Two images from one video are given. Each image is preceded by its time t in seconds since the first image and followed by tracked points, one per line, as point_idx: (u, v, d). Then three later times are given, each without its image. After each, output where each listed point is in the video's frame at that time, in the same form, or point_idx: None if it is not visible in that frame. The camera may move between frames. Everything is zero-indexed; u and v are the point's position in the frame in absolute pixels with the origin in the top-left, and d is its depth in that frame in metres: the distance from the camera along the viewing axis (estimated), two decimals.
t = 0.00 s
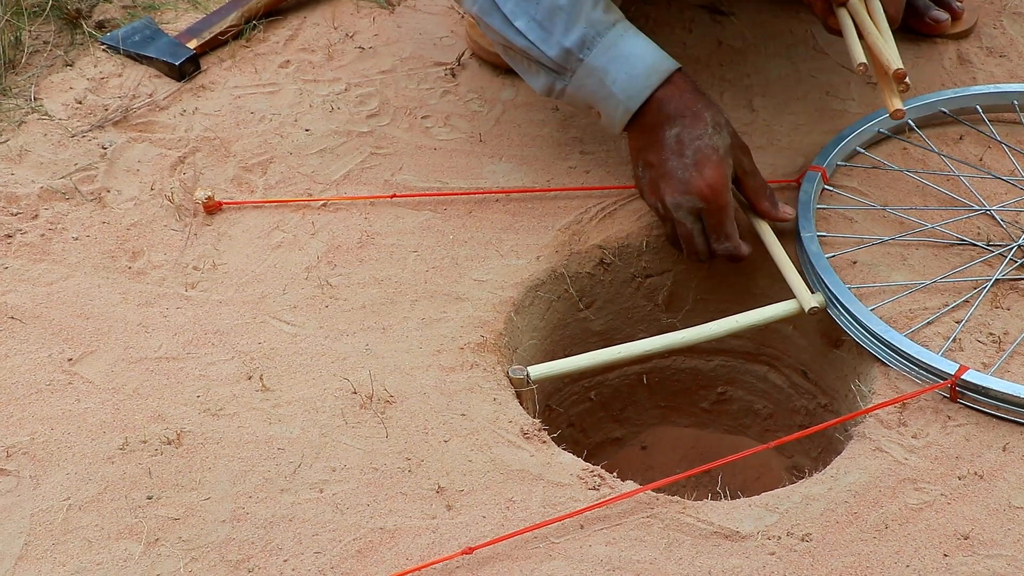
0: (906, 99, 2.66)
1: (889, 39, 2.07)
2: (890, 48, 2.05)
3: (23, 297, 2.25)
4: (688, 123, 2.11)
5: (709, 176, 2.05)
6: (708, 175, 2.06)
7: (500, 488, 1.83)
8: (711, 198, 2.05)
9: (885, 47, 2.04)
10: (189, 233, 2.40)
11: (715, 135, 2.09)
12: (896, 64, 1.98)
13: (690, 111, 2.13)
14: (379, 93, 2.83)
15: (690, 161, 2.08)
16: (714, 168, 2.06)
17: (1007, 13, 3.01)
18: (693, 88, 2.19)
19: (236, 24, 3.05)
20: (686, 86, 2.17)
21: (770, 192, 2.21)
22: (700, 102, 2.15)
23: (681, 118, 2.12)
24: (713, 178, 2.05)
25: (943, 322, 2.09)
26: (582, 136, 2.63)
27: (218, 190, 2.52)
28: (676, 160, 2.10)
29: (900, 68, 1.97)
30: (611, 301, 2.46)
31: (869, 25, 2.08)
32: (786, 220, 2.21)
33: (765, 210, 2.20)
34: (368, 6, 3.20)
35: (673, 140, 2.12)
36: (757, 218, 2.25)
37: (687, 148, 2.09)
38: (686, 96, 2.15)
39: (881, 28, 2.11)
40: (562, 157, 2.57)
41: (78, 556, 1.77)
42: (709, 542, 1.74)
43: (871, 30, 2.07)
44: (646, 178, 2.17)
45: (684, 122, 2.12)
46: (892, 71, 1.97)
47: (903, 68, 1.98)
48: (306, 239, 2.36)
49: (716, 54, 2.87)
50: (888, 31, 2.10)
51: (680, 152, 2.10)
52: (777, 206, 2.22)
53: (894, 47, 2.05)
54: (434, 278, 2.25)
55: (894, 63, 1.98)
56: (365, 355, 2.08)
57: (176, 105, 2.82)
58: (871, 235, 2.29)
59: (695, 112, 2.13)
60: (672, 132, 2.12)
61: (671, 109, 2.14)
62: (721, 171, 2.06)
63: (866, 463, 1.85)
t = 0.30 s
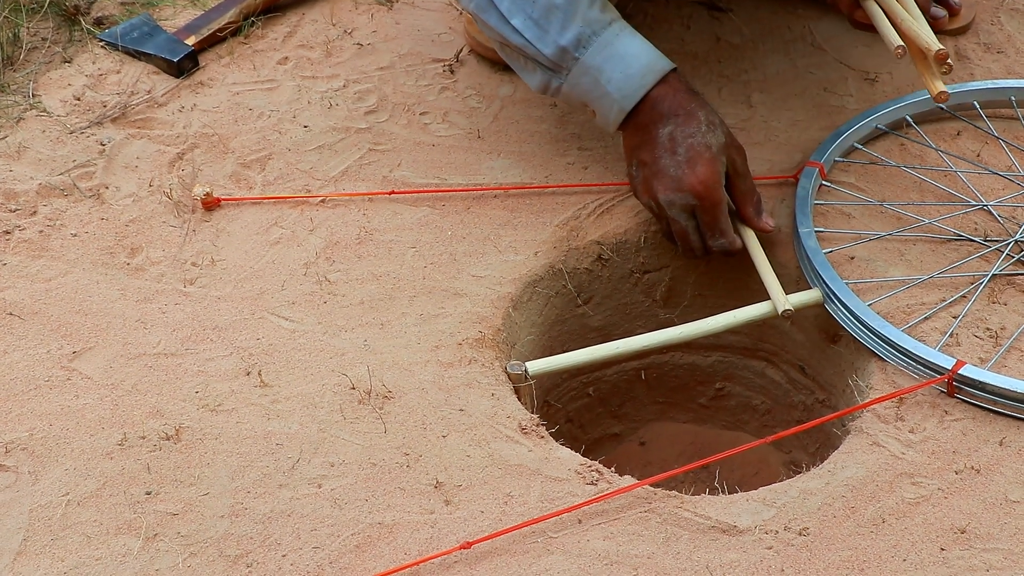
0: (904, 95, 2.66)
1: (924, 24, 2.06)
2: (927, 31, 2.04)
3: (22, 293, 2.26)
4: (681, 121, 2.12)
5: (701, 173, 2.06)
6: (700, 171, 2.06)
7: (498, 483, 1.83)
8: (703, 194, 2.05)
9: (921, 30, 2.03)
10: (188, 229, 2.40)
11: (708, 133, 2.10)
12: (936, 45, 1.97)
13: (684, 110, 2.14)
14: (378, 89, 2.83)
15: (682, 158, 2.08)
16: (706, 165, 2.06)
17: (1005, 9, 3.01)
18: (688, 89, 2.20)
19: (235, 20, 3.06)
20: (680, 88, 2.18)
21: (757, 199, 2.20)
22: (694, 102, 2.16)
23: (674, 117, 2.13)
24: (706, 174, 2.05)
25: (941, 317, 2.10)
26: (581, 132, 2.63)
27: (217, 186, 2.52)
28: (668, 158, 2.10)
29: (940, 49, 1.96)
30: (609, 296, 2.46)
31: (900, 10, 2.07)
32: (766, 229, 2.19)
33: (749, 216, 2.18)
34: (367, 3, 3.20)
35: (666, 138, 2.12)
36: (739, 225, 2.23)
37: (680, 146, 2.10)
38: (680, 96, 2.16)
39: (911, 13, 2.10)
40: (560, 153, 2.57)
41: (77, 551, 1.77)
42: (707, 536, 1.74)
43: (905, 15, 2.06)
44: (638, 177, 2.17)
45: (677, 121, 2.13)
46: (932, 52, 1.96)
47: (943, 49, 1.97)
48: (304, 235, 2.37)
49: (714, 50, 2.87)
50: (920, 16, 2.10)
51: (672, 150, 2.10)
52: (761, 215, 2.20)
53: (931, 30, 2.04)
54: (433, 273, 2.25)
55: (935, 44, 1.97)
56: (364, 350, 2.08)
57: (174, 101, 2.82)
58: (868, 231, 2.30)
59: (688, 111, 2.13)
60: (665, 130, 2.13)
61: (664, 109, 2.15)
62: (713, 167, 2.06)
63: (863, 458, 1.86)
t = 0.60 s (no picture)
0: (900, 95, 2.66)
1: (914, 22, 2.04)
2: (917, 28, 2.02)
3: (17, 294, 2.25)
4: (675, 122, 2.11)
5: (695, 175, 2.05)
6: (694, 172, 2.05)
7: (494, 485, 1.83)
8: (698, 196, 2.05)
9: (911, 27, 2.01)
10: (184, 230, 2.39)
11: (703, 134, 2.08)
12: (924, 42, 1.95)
13: (679, 110, 2.12)
14: (374, 90, 2.83)
15: (677, 159, 2.08)
16: (701, 166, 2.05)
17: (1001, 8, 3.01)
18: (683, 89, 2.18)
19: (231, 20, 3.05)
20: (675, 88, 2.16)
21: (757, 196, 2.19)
22: (689, 102, 2.14)
23: (669, 118, 2.12)
24: (700, 175, 2.05)
25: (937, 317, 2.09)
26: (577, 133, 2.63)
27: (213, 187, 2.52)
28: (663, 159, 2.10)
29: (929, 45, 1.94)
30: (605, 296, 2.46)
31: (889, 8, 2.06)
32: (768, 225, 2.19)
33: (749, 213, 2.18)
34: (363, 3, 3.19)
35: (661, 139, 2.11)
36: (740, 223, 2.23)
37: (674, 147, 2.09)
38: (674, 96, 2.14)
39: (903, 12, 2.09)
40: (556, 153, 2.57)
41: (72, 553, 1.77)
42: (703, 537, 1.74)
43: (894, 13, 2.04)
44: (635, 177, 2.17)
45: (671, 122, 2.11)
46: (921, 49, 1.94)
47: (931, 46, 1.95)
48: (300, 235, 2.36)
49: (711, 50, 2.87)
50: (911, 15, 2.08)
51: (667, 151, 2.10)
52: (762, 211, 2.20)
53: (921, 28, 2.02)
54: (429, 274, 2.24)
55: (923, 41, 1.95)
56: (360, 352, 2.08)
57: (170, 101, 2.81)
58: (865, 231, 2.30)
59: (682, 112, 2.12)
60: (660, 131, 2.12)
61: (659, 110, 2.14)
62: (707, 168, 2.05)
63: (860, 459, 1.85)
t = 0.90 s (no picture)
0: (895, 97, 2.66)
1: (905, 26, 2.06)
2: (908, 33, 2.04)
3: (10, 298, 2.24)
4: (662, 114, 2.08)
5: (682, 167, 2.02)
6: (681, 165, 2.02)
7: (488, 489, 1.82)
8: (684, 189, 2.02)
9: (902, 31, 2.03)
10: (178, 233, 2.39)
11: (690, 128, 2.06)
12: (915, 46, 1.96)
13: (665, 102, 2.09)
14: (369, 92, 2.82)
15: (663, 151, 2.04)
16: (687, 159, 2.02)
17: (995, 10, 3.01)
18: (669, 82, 2.14)
19: (225, 23, 3.04)
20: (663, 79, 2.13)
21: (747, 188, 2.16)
22: (675, 95, 2.11)
23: (655, 110, 2.08)
24: (687, 168, 2.01)
25: (932, 319, 2.09)
26: (572, 135, 2.62)
27: (206, 190, 2.51)
28: (649, 150, 2.06)
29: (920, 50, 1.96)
30: (600, 299, 2.45)
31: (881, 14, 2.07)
32: (762, 214, 2.15)
33: (738, 204, 2.16)
34: (357, 5, 3.19)
35: (647, 131, 2.08)
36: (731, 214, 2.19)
37: (661, 139, 2.05)
38: (661, 90, 2.11)
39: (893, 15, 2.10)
40: (551, 156, 2.56)
41: (64, 558, 1.76)
42: (698, 541, 1.73)
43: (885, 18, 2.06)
44: (619, 168, 2.13)
45: (658, 115, 2.08)
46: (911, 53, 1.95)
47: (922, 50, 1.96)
48: (294, 238, 2.36)
49: (706, 52, 2.87)
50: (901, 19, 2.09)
51: (653, 143, 2.06)
52: (756, 203, 2.17)
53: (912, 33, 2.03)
54: (423, 277, 2.24)
55: (914, 46, 1.96)
56: (353, 355, 2.07)
57: (164, 104, 2.81)
58: (859, 233, 2.29)
59: (669, 104, 2.09)
60: (646, 124, 2.08)
61: (645, 102, 2.10)
62: (694, 162, 2.03)
63: (854, 462, 1.85)
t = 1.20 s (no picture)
0: (891, 96, 2.66)
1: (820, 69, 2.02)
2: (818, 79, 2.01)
3: (5, 301, 2.24)
4: None
5: None
6: (659, 32, 2.11)
7: (485, 490, 1.82)
8: None
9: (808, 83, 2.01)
10: (173, 235, 2.38)
11: None
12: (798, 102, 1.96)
13: None
14: (365, 93, 2.82)
15: (643, 26, 2.15)
16: None
17: (990, 9, 3.01)
18: None
19: (220, 24, 3.04)
20: None
21: (748, 20, 2.08)
22: None
23: None
24: (665, 33, 2.10)
25: (929, 319, 2.09)
26: (568, 136, 2.62)
27: (202, 192, 2.51)
28: None
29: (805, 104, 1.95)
30: (597, 300, 2.45)
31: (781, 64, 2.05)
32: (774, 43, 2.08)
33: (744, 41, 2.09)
34: (353, 6, 3.19)
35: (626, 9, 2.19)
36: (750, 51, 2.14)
37: (638, 13, 2.15)
38: None
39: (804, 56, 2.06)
40: (547, 156, 2.56)
41: (61, 561, 1.76)
42: (695, 542, 1.73)
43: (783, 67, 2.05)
44: None
45: None
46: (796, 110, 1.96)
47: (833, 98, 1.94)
48: (290, 240, 2.35)
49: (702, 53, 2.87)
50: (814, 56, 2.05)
51: (633, 20, 2.17)
52: (760, 28, 2.08)
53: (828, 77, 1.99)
54: (420, 279, 2.24)
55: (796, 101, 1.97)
56: (350, 357, 2.07)
57: (160, 106, 2.80)
58: (856, 233, 2.29)
59: None
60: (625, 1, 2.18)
61: None
62: (671, 23, 2.09)
63: (851, 462, 1.85)
